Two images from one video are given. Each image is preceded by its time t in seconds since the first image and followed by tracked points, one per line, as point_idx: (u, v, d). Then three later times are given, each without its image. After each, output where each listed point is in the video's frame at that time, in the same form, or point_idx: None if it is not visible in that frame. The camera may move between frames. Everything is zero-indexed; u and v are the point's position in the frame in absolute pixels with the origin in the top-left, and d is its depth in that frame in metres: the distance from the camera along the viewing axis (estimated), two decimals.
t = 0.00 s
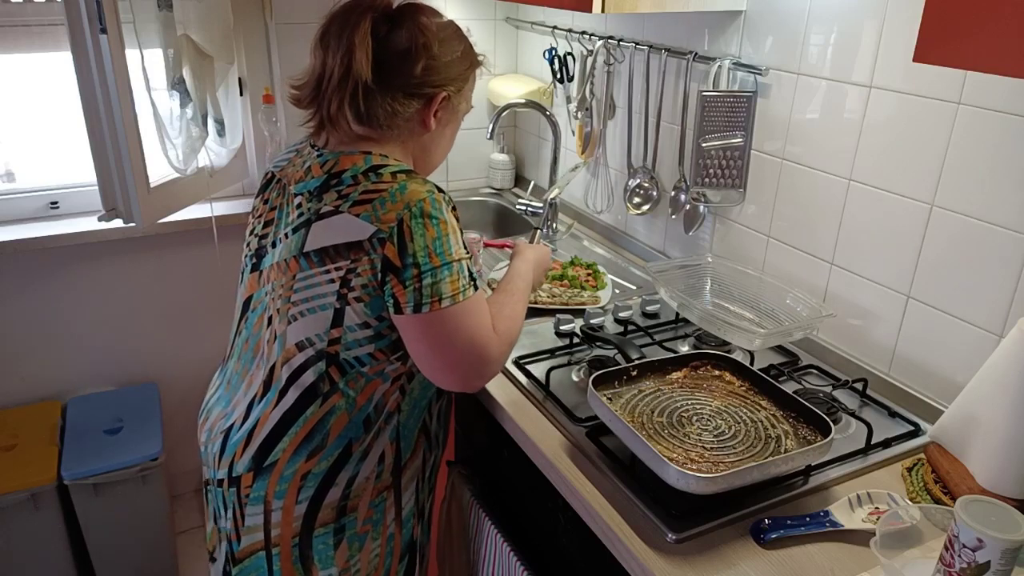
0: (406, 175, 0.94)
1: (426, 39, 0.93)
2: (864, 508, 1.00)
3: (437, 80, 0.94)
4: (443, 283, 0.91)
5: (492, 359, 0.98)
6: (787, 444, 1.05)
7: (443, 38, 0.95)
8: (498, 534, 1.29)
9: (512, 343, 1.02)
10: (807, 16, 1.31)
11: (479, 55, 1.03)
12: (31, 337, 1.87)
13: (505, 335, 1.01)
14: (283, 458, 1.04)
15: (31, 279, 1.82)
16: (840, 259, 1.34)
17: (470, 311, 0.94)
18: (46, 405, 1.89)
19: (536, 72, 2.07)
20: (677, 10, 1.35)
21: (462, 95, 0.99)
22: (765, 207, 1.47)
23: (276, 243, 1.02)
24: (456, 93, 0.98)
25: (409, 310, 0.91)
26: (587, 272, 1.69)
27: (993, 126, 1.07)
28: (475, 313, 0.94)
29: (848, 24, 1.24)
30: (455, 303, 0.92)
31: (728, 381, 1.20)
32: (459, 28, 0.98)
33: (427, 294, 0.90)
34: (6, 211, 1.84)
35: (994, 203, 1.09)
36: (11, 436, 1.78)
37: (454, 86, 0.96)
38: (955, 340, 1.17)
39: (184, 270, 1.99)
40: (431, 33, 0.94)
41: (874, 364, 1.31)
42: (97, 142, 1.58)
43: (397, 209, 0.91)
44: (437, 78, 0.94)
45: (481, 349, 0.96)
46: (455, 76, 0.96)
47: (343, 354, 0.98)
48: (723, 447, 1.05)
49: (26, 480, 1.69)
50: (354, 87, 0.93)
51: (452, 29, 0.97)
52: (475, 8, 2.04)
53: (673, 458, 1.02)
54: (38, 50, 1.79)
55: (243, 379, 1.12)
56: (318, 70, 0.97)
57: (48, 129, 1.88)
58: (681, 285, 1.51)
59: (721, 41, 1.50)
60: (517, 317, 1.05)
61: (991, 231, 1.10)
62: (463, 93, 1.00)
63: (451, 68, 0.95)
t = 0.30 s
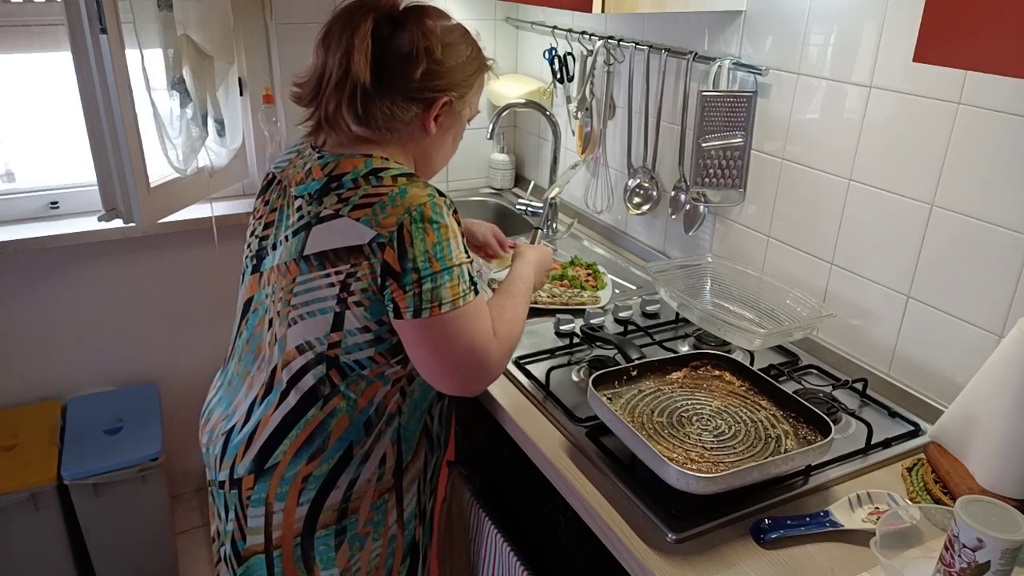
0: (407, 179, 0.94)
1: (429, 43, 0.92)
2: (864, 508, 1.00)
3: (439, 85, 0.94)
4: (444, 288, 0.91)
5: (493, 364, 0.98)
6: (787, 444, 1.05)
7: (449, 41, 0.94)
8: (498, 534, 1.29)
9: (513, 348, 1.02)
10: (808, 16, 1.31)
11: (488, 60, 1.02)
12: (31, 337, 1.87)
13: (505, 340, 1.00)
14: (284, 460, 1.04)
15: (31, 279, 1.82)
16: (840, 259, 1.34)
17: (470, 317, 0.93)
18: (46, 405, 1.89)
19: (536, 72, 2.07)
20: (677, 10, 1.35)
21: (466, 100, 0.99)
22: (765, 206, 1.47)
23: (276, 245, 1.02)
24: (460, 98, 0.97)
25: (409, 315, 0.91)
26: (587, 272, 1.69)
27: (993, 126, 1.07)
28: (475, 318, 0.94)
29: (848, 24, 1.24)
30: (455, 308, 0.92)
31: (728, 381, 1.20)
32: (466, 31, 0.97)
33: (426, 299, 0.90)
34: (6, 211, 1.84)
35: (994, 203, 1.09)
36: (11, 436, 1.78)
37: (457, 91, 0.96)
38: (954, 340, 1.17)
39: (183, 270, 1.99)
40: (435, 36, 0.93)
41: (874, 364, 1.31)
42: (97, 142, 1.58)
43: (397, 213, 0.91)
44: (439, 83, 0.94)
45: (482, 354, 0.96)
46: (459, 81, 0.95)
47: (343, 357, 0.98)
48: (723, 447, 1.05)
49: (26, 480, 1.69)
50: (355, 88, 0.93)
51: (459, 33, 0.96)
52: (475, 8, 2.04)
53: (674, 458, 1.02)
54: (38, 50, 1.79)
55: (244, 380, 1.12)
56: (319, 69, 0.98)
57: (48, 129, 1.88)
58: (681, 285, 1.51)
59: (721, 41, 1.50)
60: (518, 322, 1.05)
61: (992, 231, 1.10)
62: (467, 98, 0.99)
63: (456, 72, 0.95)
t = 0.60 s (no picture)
0: (406, 181, 0.93)
1: (432, 45, 0.92)
2: (864, 508, 1.00)
3: (441, 88, 0.94)
4: (442, 292, 0.91)
5: (491, 368, 0.98)
6: (787, 444, 1.05)
7: (453, 44, 0.94)
8: (498, 534, 1.29)
9: (512, 352, 1.02)
10: (807, 16, 1.31)
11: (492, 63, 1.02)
12: (31, 336, 1.87)
13: (504, 344, 1.00)
14: (281, 462, 1.04)
15: (31, 279, 1.82)
16: (840, 259, 1.34)
17: (468, 319, 0.93)
18: (46, 405, 1.89)
19: (536, 73, 2.07)
20: (677, 10, 1.35)
21: (468, 103, 0.99)
22: (765, 207, 1.47)
23: (276, 245, 1.02)
24: (462, 102, 0.97)
25: (407, 318, 0.91)
26: (587, 272, 1.69)
27: (993, 126, 1.07)
28: (473, 321, 0.94)
29: (848, 24, 1.24)
30: (454, 312, 0.92)
31: (728, 381, 1.20)
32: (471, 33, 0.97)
33: (425, 303, 0.90)
34: (6, 211, 1.84)
35: (994, 203, 1.09)
36: (11, 436, 1.78)
37: (459, 94, 0.96)
38: (954, 340, 1.17)
39: (183, 270, 1.99)
40: (438, 39, 0.93)
41: (874, 364, 1.31)
42: (97, 142, 1.58)
43: (396, 216, 0.91)
44: (441, 86, 0.94)
45: (480, 357, 0.95)
46: (461, 84, 0.95)
47: (341, 360, 0.98)
48: (723, 447, 1.05)
49: (26, 480, 1.69)
50: (357, 89, 0.93)
51: (463, 35, 0.96)
52: (475, 8, 2.04)
53: (674, 458, 1.02)
54: (38, 50, 1.79)
55: (243, 380, 1.12)
56: (321, 70, 0.98)
57: (48, 129, 1.88)
58: (681, 285, 1.51)
59: (721, 41, 1.50)
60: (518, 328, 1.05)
61: (991, 231, 1.10)
62: (469, 101, 0.99)
63: (459, 75, 0.94)
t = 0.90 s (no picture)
0: (405, 181, 0.93)
1: (431, 43, 0.92)
2: (864, 508, 1.00)
3: (441, 86, 0.94)
4: (441, 292, 0.91)
5: (491, 368, 0.98)
6: (786, 444, 1.05)
7: (451, 41, 0.94)
8: (498, 534, 1.29)
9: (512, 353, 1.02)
10: (807, 16, 1.31)
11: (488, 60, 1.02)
12: (31, 336, 1.86)
13: (504, 344, 1.00)
14: (281, 463, 1.04)
15: (31, 279, 1.82)
16: (840, 259, 1.34)
17: (467, 320, 0.93)
18: (46, 406, 1.89)
19: (536, 73, 2.07)
20: (677, 10, 1.35)
21: (467, 101, 0.99)
22: (765, 207, 1.47)
23: (275, 246, 1.02)
24: (461, 99, 0.97)
25: (407, 319, 0.91)
26: (587, 272, 1.69)
27: (993, 126, 1.07)
28: (473, 321, 0.94)
29: (848, 24, 1.24)
30: (453, 312, 0.92)
31: (728, 381, 1.20)
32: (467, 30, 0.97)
33: (424, 303, 0.90)
34: (6, 211, 1.84)
35: (994, 203, 1.09)
36: (11, 436, 1.78)
37: (458, 91, 0.96)
38: (954, 340, 1.17)
39: (183, 270, 1.99)
40: (436, 36, 0.93)
41: (874, 364, 1.31)
42: (97, 142, 1.58)
43: (394, 216, 0.91)
44: (441, 85, 0.94)
45: (479, 358, 0.95)
46: (460, 81, 0.95)
47: (341, 361, 0.98)
48: (722, 447, 1.05)
49: (26, 480, 1.69)
50: (356, 89, 0.93)
51: (459, 32, 0.96)
52: (475, 8, 2.04)
53: (673, 458, 1.02)
54: (38, 50, 1.79)
55: (243, 381, 1.12)
56: (320, 71, 0.98)
57: (48, 129, 1.88)
58: (681, 285, 1.51)
59: (721, 41, 1.50)
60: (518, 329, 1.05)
61: (992, 231, 1.10)
62: (468, 98, 0.99)
63: (457, 72, 0.95)
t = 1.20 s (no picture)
0: (408, 183, 0.93)
1: (441, 44, 0.93)
2: (864, 508, 1.00)
3: (450, 87, 0.94)
4: (446, 294, 0.91)
5: (495, 368, 0.98)
6: (787, 444, 1.05)
7: (458, 43, 0.95)
8: (498, 534, 1.29)
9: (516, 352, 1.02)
10: (808, 16, 1.31)
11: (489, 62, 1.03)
12: (30, 336, 1.86)
13: (508, 344, 1.00)
14: (282, 464, 1.04)
15: (31, 279, 1.82)
16: (840, 259, 1.34)
17: (471, 322, 0.93)
18: (46, 406, 1.88)
19: (537, 73, 2.07)
20: (677, 10, 1.35)
21: (471, 102, 1.00)
22: (765, 206, 1.47)
23: (277, 248, 1.02)
24: (467, 100, 0.98)
25: (412, 321, 0.92)
26: (587, 272, 1.69)
27: (993, 126, 1.07)
28: (476, 323, 0.94)
29: (848, 24, 1.24)
30: (458, 313, 0.92)
31: (728, 381, 1.20)
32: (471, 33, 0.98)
33: (429, 305, 0.90)
34: (6, 211, 1.84)
35: (993, 203, 1.09)
36: (11, 436, 1.78)
37: (465, 92, 0.97)
38: (954, 340, 1.17)
39: (183, 270, 1.99)
40: (446, 38, 0.94)
41: (874, 364, 1.31)
42: (97, 142, 1.58)
43: (399, 218, 0.91)
44: (450, 87, 0.94)
45: (482, 359, 0.96)
46: (467, 83, 0.96)
47: (344, 362, 0.98)
48: (723, 447, 1.05)
49: (26, 480, 1.69)
50: (365, 90, 0.93)
51: (464, 35, 0.97)
52: (475, 8, 2.04)
53: (674, 458, 1.02)
54: (38, 50, 1.79)
55: (245, 382, 1.12)
56: (334, 73, 0.96)
57: (47, 129, 1.88)
58: (681, 285, 1.51)
59: (721, 41, 1.50)
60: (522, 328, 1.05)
61: (992, 231, 1.10)
62: (473, 100, 1.00)
63: (464, 74, 0.96)
